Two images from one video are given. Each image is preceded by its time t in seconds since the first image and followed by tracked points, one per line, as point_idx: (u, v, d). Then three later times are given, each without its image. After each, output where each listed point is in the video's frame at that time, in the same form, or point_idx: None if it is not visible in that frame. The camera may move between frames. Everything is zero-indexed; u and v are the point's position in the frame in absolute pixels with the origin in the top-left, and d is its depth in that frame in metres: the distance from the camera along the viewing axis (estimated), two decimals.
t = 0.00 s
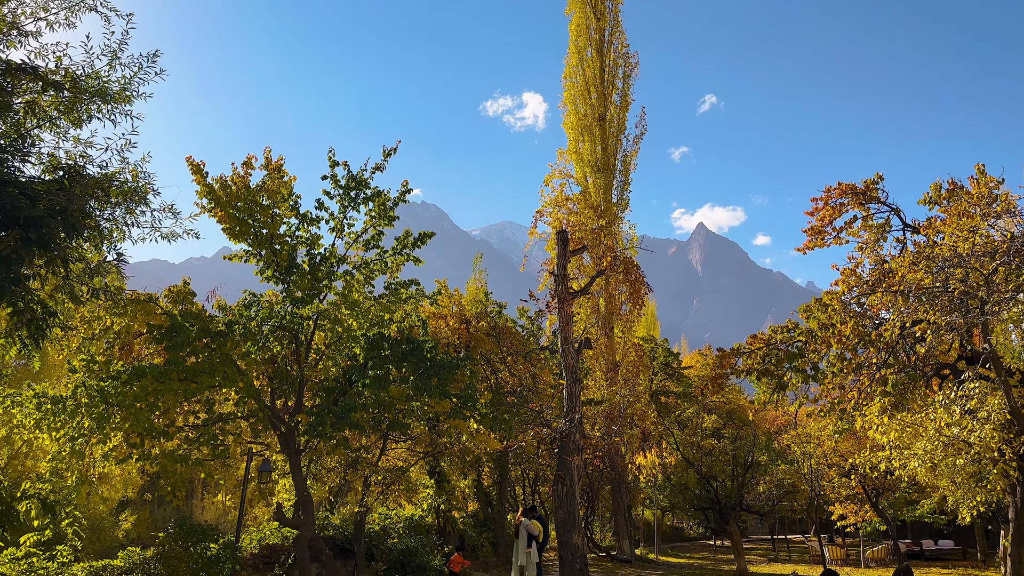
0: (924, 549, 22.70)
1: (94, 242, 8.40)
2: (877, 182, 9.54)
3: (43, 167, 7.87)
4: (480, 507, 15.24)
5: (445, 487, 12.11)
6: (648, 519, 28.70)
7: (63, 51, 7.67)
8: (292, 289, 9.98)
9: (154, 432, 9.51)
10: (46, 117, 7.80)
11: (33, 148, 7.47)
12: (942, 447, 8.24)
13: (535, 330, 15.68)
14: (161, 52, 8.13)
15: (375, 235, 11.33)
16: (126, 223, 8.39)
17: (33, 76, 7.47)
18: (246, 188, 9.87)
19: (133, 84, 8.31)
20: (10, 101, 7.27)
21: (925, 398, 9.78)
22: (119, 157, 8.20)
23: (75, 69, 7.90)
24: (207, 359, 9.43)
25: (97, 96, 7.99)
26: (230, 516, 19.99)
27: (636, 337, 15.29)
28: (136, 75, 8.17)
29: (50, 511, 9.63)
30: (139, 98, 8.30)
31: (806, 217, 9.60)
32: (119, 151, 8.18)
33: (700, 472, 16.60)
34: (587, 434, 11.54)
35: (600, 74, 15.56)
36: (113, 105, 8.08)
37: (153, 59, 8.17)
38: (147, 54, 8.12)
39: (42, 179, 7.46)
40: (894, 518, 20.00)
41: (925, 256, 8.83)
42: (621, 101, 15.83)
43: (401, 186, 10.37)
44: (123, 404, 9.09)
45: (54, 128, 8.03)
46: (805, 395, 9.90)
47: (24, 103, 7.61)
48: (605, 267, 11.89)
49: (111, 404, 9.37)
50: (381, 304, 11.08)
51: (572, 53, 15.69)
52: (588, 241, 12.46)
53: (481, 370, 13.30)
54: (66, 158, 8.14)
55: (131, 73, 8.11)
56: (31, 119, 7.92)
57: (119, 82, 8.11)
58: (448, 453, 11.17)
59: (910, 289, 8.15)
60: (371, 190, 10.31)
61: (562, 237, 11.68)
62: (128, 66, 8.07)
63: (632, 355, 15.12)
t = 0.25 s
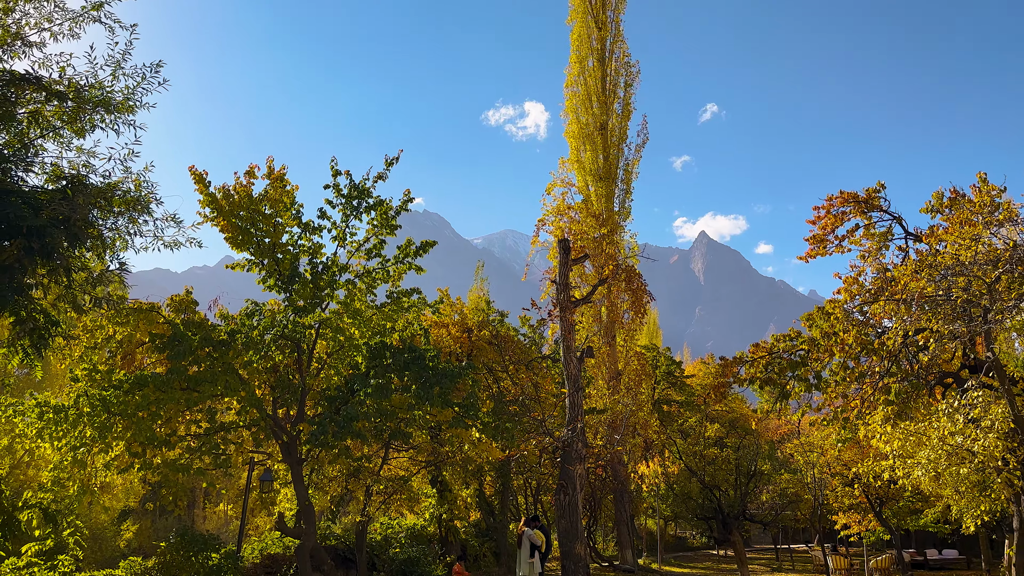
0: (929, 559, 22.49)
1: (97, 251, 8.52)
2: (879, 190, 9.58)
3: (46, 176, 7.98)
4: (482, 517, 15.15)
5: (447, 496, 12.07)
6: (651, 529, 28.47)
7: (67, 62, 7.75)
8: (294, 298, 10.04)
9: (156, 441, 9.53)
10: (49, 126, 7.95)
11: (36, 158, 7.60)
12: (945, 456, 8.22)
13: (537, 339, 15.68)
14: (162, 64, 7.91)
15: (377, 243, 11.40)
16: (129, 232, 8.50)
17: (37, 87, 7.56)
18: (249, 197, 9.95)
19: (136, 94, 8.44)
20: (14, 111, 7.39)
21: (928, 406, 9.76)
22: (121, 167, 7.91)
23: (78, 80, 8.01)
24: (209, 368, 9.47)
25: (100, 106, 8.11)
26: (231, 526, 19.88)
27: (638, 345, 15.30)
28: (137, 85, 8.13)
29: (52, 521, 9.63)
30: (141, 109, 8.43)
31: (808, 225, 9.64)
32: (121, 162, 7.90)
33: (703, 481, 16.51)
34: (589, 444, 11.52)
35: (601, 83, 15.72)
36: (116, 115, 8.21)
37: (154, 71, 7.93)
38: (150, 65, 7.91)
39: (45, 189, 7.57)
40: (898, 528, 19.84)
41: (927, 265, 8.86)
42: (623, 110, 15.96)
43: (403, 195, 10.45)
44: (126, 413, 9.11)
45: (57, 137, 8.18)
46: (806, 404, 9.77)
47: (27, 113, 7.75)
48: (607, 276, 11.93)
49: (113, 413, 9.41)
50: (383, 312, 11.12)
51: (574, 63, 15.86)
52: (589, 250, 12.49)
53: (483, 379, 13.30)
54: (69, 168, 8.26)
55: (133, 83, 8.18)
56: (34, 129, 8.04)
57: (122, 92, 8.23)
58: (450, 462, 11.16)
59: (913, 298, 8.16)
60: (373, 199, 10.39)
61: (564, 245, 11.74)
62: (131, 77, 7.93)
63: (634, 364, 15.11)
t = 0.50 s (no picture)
0: (934, 569, 22.28)
1: (99, 260, 8.60)
2: (881, 199, 9.56)
3: (49, 186, 8.07)
4: (484, 526, 15.06)
5: (449, 505, 12.03)
6: (654, 538, 28.27)
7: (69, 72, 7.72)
8: (296, 307, 10.09)
9: (158, 450, 9.54)
10: (53, 136, 8.02)
11: (39, 168, 7.68)
12: (949, 465, 8.20)
13: (539, 347, 15.69)
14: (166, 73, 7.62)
15: (379, 252, 11.46)
16: (131, 241, 8.59)
17: (40, 97, 7.62)
18: (251, 206, 10.02)
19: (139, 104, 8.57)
20: (18, 121, 7.49)
21: (931, 415, 9.74)
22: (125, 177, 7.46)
23: (81, 90, 8.06)
24: (211, 377, 9.49)
25: (103, 116, 8.23)
26: (233, 535, 19.80)
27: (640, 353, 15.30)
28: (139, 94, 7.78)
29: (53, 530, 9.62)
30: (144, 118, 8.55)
31: (810, 233, 9.63)
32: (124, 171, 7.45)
33: (705, 490, 16.43)
34: (591, 452, 11.49)
35: (603, 92, 15.88)
36: (119, 124, 8.32)
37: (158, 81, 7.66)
38: (153, 75, 7.64)
39: (48, 198, 7.65)
40: (902, 537, 19.70)
41: (929, 273, 8.86)
42: (624, 119, 16.07)
43: (405, 204, 10.51)
44: (127, 422, 9.13)
45: (60, 147, 8.26)
46: (810, 412, 9.75)
47: (30, 122, 7.85)
48: (609, 284, 11.95)
49: (115, 423, 9.43)
50: (385, 321, 11.15)
51: (575, 72, 16.05)
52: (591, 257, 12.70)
53: (485, 387, 13.29)
54: (71, 178, 8.34)
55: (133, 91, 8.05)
56: (37, 138, 8.13)
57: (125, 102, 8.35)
58: (452, 471, 11.13)
59: (915, 306, 8.16)
60: (375, 208, 10.46)
61: (565, 253, 11.77)
62: (135, 87, 7.64)
63: (636, 372, 15.10)
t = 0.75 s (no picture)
0: None
1: (102, 269, 8.67)
2: (882, 207, 9.62)
3: (52, 196, 8.15)
4: (485, 535, 14.96)
5: (450, 514, 11.99)
6: (656, 547, 28.06)
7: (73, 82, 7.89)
8: (298, 315, 10.15)
9: (159, 459, 9.54)
10: (56, 145, 8.13)
11: (42, 177, 7.77)
12: (952, 474, 8.16)
13: (541, 356, 15.69)
14: (168, 81, 7.60)
15: (380, 260, 11.52)
16: (134, 250, 8.67)
17: (44, 106, 7.75)
18: (253, 215, 10.09)
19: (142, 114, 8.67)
20: (21, 130, 7.58)
21: (934, 423, 9.72)
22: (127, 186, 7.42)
23: (85, 99, 8.21)
24: (213, 386, 9.52)
25: (106, 125, 8.33)
26: (234, 544, 19.70)
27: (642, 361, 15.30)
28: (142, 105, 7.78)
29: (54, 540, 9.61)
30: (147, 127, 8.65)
31: (812, 241, 9.66)
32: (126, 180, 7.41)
33: (707, 499, 16.35)
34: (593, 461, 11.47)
35: (604, 101, 16.01)
36: (121, 133, 8.42)
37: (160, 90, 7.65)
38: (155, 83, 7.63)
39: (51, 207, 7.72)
40: (905, 546, 19.55)
41: (931, 281, 8.88)
42: (625, 127, 16.18)
43: (406, 212, 10.57)
44: (129, 431, 9.14)
45: (64, 156, 8.37)
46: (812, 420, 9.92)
47: (33, 132, 7.94)
48: (611, 292, 11.98)
49: (117, 431, 9.45)
50: (387, 329, 11.19)
51: (576, 81, 16.19)
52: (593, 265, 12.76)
53: (487, 396, 13.29)
54: (74, 187, 8.43)
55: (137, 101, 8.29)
56: (40, 148, 8.22)
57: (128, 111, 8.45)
58: (454, 480, 11.10)
59: (917, 314, 8.16)
60: (377, 216, 10.53)
61: (567, 261, 11.83)
62: (137, 96, 7.62)
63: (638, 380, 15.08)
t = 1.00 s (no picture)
0: None
1: (103, 277, 8.75)
2: (883, 214, 9.60)
3: (54, 204, 8.27)
4: (487, 544, 14.85)
5: (452, 522, 11.95)
6: (659, 556, 27.81)
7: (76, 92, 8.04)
8: (300, 323, 10.18)
9: (161, 468, 9.55)
10: (59, 154, 8.25)
11: (45, 186, 7.87)
12: (955, 481, 8.14)
13: (543, 363, 15.68)
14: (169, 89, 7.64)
15: (382, 268, 11.56)
16: (135, 258, 8.77)
17: (47, 116, 7.89)
18: (255, 223, 10.14)
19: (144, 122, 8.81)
20: (24, 139, 7.71)
21: (937, 431, 9.68)
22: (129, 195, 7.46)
23: (87, 109, 8.35)
24: (215, 394, 9.53)
25: (108, 134, 8.46)
26: (235, 553, 19.59)
27: (643, 369, 15.28)
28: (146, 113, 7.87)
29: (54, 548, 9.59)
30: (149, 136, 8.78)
31: (813, 248, 9.66)
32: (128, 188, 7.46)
33: (710, 507, 16.26)
34: (595, 469, 11.43)
35: (605, 109, 16.15)
36: (123, 142, 8.54)
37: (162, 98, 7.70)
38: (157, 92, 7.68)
39: (53, 215, 7.83)
40: (909, 555, 19.39)
41: (933, 288, 8.89)
42: (626, 135, 16.29)
43: (408, 220, 10.58)
44: (130, 439, 9.16)
45: (66, 165, 8.48)
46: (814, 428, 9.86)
47: (36, 141, 8.07)
48: (612, 300, 12.01)
49: (118, 440, 9.47)
50: (389, 337, 11.22)
51: (577, 89, 16.33)
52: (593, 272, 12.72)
53: (488, 403, 13.28)
54: (76, 196, 8.53)
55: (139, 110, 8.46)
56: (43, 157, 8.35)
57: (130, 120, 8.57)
58: (455, 488, 11.08)
59: (919, 321, 8.17)
60: (378, 224, 10.55)
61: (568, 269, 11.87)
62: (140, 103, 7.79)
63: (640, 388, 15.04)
